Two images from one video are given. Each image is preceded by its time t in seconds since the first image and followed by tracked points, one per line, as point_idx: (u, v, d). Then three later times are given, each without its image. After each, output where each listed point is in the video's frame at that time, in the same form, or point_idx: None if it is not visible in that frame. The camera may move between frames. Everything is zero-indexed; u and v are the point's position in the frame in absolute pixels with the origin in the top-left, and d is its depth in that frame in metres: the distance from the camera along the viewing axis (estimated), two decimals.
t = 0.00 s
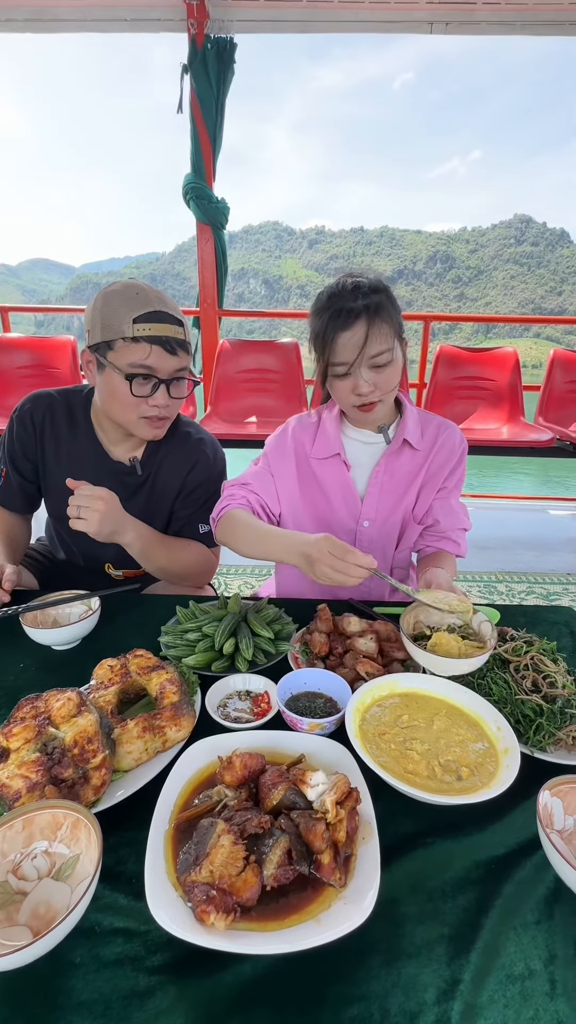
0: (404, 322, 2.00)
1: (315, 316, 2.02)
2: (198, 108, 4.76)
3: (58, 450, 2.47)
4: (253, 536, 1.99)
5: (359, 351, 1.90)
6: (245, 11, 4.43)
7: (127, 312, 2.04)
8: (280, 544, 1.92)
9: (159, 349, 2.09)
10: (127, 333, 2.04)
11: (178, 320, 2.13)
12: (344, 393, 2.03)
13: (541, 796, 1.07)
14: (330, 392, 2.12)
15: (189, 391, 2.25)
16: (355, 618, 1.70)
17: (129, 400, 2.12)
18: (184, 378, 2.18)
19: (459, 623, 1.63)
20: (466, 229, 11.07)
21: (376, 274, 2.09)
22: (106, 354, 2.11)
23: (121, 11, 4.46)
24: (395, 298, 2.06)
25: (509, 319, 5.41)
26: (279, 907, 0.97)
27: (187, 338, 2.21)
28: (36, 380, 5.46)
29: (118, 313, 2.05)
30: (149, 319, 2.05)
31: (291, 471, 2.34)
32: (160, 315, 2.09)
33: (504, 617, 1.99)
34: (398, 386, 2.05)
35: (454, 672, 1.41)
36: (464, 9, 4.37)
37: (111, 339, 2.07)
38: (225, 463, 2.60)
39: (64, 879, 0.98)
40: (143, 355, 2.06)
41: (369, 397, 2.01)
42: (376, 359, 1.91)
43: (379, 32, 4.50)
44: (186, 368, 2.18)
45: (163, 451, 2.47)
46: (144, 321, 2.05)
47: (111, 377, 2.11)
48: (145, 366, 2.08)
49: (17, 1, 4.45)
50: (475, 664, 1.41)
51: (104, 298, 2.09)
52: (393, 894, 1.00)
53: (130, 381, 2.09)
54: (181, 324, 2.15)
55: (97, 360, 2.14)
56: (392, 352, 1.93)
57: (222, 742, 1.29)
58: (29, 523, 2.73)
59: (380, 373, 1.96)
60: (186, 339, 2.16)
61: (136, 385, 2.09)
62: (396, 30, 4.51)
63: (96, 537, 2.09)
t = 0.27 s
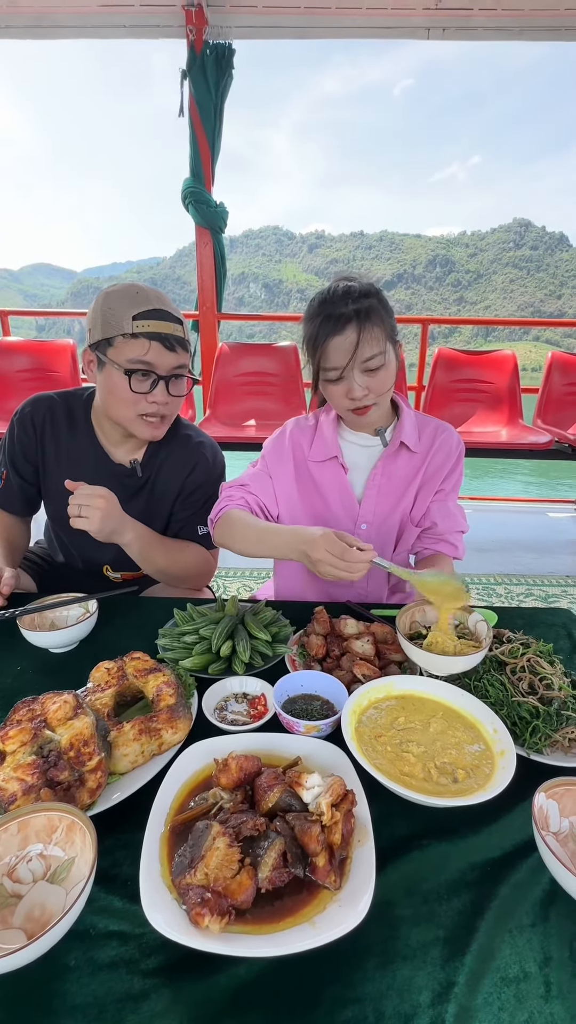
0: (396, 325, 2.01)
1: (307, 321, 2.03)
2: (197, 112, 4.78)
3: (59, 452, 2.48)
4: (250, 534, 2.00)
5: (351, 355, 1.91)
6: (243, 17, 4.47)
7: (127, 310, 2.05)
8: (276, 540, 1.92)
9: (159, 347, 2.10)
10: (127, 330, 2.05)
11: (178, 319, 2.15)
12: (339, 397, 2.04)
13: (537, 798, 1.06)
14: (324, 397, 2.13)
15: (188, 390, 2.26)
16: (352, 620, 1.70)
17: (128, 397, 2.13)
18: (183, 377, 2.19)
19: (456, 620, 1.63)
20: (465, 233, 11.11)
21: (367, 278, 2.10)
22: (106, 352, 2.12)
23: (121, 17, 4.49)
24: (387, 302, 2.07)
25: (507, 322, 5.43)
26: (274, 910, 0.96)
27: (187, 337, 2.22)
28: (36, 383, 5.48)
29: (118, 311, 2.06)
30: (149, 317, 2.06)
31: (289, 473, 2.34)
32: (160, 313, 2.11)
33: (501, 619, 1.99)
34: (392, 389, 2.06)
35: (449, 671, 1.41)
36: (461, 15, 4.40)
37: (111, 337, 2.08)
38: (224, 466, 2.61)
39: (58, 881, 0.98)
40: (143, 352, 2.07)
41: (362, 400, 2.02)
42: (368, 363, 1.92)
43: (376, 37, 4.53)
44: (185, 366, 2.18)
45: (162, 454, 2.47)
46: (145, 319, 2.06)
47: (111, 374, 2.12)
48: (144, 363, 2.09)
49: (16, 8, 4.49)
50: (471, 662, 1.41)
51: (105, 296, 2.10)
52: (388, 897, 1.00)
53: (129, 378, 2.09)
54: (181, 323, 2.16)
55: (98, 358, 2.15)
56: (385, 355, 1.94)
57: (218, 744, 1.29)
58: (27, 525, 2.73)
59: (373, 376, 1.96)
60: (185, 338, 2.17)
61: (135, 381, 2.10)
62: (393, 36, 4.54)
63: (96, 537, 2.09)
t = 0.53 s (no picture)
0: (394, 329, 2.02)
1: (306, 327, 2.04)
2: (199, 120, 4.83)
3: (63, 455, 2.49)
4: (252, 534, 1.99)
5: (349, 360, 1.92)
6: (245, 26, 4.51)
7: (134, 318, 2.07)
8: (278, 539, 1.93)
9: (165, 355, 2.12)
10: (134, 338, 2.07)
11: (184, 328, 2.16)
12: (338, 401, 2.06)
13: (537, 802, 1.07)
14: (324, 401, 2.14)
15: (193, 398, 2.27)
16: (353, 624, 1.71)
17: (132, 403, 2.14)
18: (188, 385, 2.20)
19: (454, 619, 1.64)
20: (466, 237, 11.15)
21: (365, 283, 2.12)
22: (113, 359, 2.14)
23: (124, 27, 4.54)
24: (385, 306, 2.08)
25: (508, 326, 5.45)
26: (274, 913, 0.97)
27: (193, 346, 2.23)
28: (38, 387, 5.51)
29: (125, 319, 2.08)
30: (155, 324, 2.08)
31: (291, 476, 2.35)
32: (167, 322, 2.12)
33: (502, 623, 1.99)
34: (391, 392, 2.07)
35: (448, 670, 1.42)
36: (461, 23, 4.44)
37: (118, 344, 2.10)
38: (228, 470, 2.62)
39: (59, 884, 0.98)
40: (149, 359, 2.09)
41: (361, 405, 2.03)
42: (367, 368, 1.93)
43: (377, 45, 4.57)
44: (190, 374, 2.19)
45: (167, 458, 2.48)
46: (151, 327, 2.08)
47: (116, 381, 2.14)
48: (150, 370, 2.10)
49: (21, 18, 4.55)
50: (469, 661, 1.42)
51: (113, 304, 2.13)
52: (388, 901, 1.00)
53: (135, 385, 2.11)
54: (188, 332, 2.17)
55: (105, 365, 2.17)
56: (383, 360, 1.95)
57: (219, 747, 1.30)
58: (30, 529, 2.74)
59: (371, 381, 1.97)
60: (192, 348, 2.18)
61: (140, 388, 2.11)
62: (393, 43, 4.58)
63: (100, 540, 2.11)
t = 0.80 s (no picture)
0: (399, 336, 2.03)
1: (311, 332, 2.06)
2: (206, 128, 4.87)
3: (68, 465, 2.50)
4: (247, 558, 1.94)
5: (354, 366, 1.93)
6: (251, 35, 4.55)
7: (146, 344, 2.07)
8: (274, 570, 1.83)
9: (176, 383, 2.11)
10: (146, 365, 2.07)
11: (197, 354, 2.15)
12: (342, 407, 2.06)
13: (543, 813, 1.06)
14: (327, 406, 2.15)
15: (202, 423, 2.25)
16: (357, 630, 1.71)
17: (142, 429, 2.14)
18: (199, 412, 2.19)
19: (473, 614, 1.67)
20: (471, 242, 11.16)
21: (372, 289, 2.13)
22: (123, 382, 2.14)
23: (132, 36, 4.59)
24: (391, 313, 2.08)
25: (513, 331, 5.45)
26: (278, 924, 0.96)
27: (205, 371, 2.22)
28: (44, 391, 5.55)
29: (138, 345, 2.08)
30: (168, 352, 2.07)
31: (295, 485, 2.36)
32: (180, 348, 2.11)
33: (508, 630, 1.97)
34: (395, 399, 2.07)
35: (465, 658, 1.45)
36: (466, 31, 4.47)
37: (130, 368, 2.09)
38: (234, 483, 2.63)
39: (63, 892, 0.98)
40: (160, 387, 2.08)
41: (365, 410, 2.04)
42: (371, 374, 1.94)
43: (382, 53, 4.60)
44: (200, 403, 2.18)
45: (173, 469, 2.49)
46: (163, 354, 2.07)
47: (126, 405, 2.14)
48: (160, 397, 2.10)
49: (30, 28, 4.61)
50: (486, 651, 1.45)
51: (126, 327, 2.12)
52: (393, 912, 1.00)
53: (144, 411, 2.11)
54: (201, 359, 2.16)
55: (115, 386, 2.17)
56: (387, 366, 1.96)
57: (223, 754, 1.30)
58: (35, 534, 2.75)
59: (376, 387, 1.98)
60: (204, 375, 2.17)
61: (150, 415, 2.11)
62: (399, 51, 4.61)
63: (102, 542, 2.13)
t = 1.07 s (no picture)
0: (406, 342, 2.00)
1: (317, 335, 2.04)
2: (213, 133, 4.88)
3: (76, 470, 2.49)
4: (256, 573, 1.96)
5: (359, 370, 1.91)
6: (259, 40, 4.56)
7: (152, 344, 2.06)
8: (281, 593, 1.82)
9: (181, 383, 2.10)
10: (152, 366, 2.06)
11: (203, 356, 2.14)
12: (346, 411, 2.04)
13: (556, 833, 1.03)
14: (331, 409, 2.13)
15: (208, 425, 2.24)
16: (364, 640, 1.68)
17: (147, 430, 2.14)
18: (204, 413, 2.17)
19: (471, 602, 1.86)
20: (478, 246, 11.14)
21: (380, 294, 2.11)
22: (129, 384, 2.14)
23: (140, 42, 4.62)
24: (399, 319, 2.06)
25: (521, 335, 5.41)
26: (282, 946, 0.94)
27: (211, 373, 2.21)
28: (51, 395, 5.57)
29: (144, 345, 2.07)
30: (174, 352, 2.07)
31: (302, 491, 2.34)
32: (186, 349, 2.10)
33: (517, 641, 1.94)
34: (399, 404, 2.06)
35: (462, 638, 1.66)
36: (474, 35, 4.46)
37: (135, 369, 2.09)
38: (240, 487, 2.62)
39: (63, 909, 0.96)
40: (165, 387, 2.07)
41: (369, 415, 2.02)
42: (376, 379, 1.92)
43: (390, 57, 4.60)
44: (206, 404, 2.17)
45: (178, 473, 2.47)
46: (169, 355, 2.06)
47: (131, 406, 2.13)
48: (165, 398, 2.09)
49: (40, 35, 4.65)
50: (482, 632, 1.64)
51: (133, 329, 2.12)
52: (401, 935, 0.97)
53: (150, 412, 2.10)
54: (207, 360, 2.15)
55: (121, 388, 2.17)
56: (393, 372, 1.94)
57: (227, 767, 1.28)
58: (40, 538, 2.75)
59: (380, 392, 1.96)
60: (209, 376, 2.16)
61: (156, 415, 2.10)
62: (407, 56, 4.61)
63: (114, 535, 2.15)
